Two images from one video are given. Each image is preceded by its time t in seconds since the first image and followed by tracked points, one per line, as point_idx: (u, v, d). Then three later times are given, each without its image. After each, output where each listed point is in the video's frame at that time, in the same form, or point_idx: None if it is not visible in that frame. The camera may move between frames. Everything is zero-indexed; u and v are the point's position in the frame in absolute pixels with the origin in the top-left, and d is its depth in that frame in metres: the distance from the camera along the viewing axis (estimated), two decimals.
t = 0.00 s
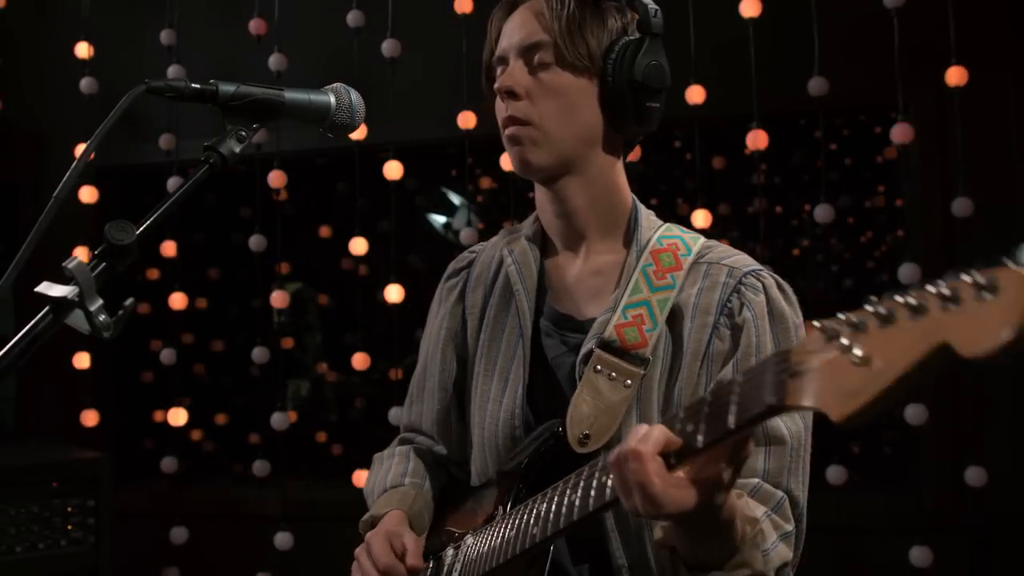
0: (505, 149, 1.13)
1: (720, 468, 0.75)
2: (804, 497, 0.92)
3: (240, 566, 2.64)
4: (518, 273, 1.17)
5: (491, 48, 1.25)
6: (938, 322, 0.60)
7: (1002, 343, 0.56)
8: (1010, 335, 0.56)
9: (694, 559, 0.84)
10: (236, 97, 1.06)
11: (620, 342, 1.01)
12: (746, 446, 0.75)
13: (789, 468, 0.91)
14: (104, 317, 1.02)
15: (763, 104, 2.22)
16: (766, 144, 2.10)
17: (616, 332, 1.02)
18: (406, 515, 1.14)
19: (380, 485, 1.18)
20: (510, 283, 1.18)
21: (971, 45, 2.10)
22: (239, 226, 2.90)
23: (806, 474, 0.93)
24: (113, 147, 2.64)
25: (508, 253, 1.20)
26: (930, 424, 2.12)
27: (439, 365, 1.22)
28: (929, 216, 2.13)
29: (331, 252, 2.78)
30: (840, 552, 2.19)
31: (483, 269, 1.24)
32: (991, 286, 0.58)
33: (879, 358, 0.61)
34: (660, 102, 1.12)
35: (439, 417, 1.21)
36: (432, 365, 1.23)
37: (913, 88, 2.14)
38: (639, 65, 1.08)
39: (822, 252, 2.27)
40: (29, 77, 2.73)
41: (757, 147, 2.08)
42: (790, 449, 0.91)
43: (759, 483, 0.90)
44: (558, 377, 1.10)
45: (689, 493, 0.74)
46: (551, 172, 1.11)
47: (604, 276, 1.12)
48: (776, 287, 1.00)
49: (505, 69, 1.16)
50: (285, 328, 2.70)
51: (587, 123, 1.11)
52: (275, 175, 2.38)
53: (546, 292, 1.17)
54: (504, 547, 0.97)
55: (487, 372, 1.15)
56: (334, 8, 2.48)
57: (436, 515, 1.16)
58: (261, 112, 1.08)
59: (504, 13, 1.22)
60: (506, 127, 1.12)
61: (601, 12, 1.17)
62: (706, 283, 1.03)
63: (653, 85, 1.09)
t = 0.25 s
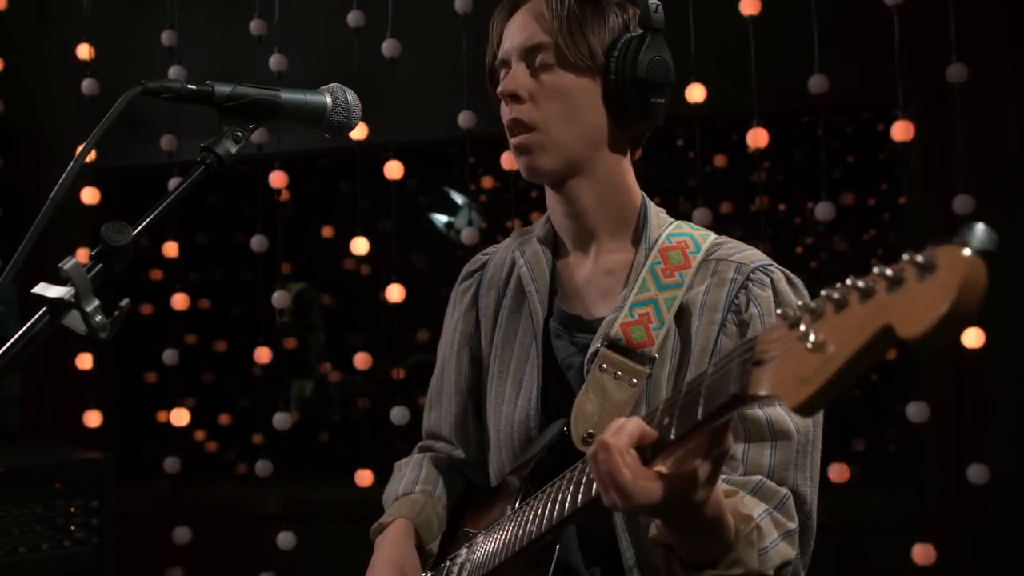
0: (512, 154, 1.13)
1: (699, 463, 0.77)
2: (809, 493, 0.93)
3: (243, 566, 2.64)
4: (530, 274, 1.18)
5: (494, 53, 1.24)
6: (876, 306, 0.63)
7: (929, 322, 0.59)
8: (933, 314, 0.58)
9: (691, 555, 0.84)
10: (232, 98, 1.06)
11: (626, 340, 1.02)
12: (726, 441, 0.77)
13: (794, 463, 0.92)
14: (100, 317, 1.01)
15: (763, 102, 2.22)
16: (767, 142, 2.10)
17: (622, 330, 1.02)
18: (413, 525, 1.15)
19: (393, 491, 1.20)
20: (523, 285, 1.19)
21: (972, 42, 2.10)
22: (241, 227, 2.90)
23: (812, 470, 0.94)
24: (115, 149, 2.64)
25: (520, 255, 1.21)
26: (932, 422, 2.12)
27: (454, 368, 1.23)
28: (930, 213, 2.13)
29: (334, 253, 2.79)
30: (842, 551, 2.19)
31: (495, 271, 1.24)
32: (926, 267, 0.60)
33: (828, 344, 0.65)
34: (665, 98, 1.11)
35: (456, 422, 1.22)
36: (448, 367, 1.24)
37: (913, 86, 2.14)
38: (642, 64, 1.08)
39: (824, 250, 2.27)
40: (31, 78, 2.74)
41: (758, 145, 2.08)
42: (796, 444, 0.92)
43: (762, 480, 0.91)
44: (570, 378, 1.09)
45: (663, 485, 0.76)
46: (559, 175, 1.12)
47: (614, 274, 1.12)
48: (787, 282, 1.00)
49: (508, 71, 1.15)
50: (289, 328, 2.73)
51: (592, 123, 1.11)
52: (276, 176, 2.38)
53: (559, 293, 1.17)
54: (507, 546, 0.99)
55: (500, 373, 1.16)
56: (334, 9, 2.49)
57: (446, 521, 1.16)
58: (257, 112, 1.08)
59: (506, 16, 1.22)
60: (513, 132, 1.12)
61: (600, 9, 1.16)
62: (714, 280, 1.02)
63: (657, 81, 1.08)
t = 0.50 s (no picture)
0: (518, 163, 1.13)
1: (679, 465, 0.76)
2: (812, 496, 0.93)
3: (248, 566, 2.65)
4: (540, 278, 1.19)
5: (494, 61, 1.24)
6: (832, 308, 0.60)
7: (885, 326, 0.56)
8: (888, 317, 0.55)
9: (685, 556, 0.84)
10: (229, 99, 1.07)
11: (632, 342, 1.02)
12: (708, 444, 0.76)
13: (797, 465, 0.91)
14: (97, 319, 1.02)
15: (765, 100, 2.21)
16: (770, 140, 2.10)
17: (628, 332, 1.02)
18: (419, 542, 1.16)
19: (407, 504, 1.22)
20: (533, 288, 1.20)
21: (975, 40, 2.10)
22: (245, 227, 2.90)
23: (817, 473, 0.94)
24: (118, 149, 2.65)
25: (531, 259, 1.21)
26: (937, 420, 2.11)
27: (469, 371, 1.24)
28: (934, 211, 2.12)
29: (337, 253, 2.79)
30: (847, 550, 2.18)
31: (509, 274, 1.25)
32: (879, 268, 0.57)
33: (788, 346, 0.63)
34: (668, 96, 1.09)
35: (471, 424, 1.23)
36: (464, 369, 1.25)
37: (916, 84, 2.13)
38: (639, 63, 1.06)
39: (828, 249, 2.27)
40: (34, 80, 2.74)
41: (759, 143, 2.08)
42: (800, 447, 0.91)
43: (764, 483, 0.90)
44: (576, 380, 1.10)
45: (643, 488, 0.74)
46: (565, 181, 1.11)
47: (623, 277, 1.12)
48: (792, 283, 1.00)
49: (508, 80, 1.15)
50: (293, 327, 2.76)
51: (594, 128, 1.10)
52: (278, 177, 2.39)
53: (568, 296, 1.17)
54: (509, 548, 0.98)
55: (511, 376, 1.16)
56: (336, 9, 2.49)
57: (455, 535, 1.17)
58: (254, 114, 1.09)
59: (504, 24, 1.21)
60: (515, 141, 1.12)
61: (596, 12, 1.15)
62: (720, 281, 1.02)
63: (655, 81, 1.07)
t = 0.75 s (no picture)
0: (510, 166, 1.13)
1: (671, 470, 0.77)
2: (808, 496, 0.92)
3: (251, 566, 2.65)
4: (536, 277, 1.20)
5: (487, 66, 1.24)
6: (821, 319, 0.61)
7: (871, 339, 0.57)
8: (875, 331, 0.57)
9: (679, 558, 0.84)
10: (226, 100, 1.07)
11: (626, 342, 1.02)
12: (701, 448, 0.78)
13: (791, 464, 0.91)
14: (94, 319, 1.03)
15: (767, 100, 2.21)
16: (772, 139, 2.09)
17: (622, 332, 1.02)
18: (411, 516, 1.19)
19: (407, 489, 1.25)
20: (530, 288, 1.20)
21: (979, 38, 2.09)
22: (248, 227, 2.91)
23: (812, 473, 0.93)
24: (121, 150, 2.66)
25: (527, 260, 1.23)
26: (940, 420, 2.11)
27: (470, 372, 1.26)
28: (938, 210, 2.12)
29: (341, 252, 2.79)
30: (850, 550, 2.18)
31: (506, 275, 1.26)
32: (868, 280, 0.58)
33: (778, 356, 0.65)
34: (657, 94, 1.09)
35: (469, 422, 1.24)
36: (464, 369, 1.27)
37: (919, 83, 2.13)
38: (626, 62, 1.06)
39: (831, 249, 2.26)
40: (38, 81, 2.75)
41: (761, 143, 2.08)
42: (794, 447, 0.91)
43: (758, 484, 0.90)
44: (570, 377, 1.10)
45: (634, 492, 0.76)
46: (557, 182, 1.11)
47: (616, 276, 1.12)
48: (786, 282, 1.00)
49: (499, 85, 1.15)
50: (297, 327, 2.76)
51: (583, 128, 1.10)
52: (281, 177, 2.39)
53: (563, 296, 1.18)
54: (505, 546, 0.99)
55: (508, 374, 1.17)
56: (339, 9, 2.49)
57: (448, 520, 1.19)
58: (253, 115, 1.09)
59: (495, 30, 1.22)
60: (507, 144, 1.12)
61: (585, 14, 1.15)
62: (713, 280, 1.02)
63: (644, 79, 1.06)
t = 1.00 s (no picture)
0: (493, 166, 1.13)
1: (648, 459, 0.77)
2: (784, 491, 0.92)
3: (257, 566, 2.66)
4: (516, 275, 1.19)
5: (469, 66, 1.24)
6: (796, 300, 0.61)
7: (847, 316, 0.57)
8: (850, 308, 0.57)
9: (654, 552, 0.84)
10: (226, 101, 1.08)
11: (605, 339, 1.02)
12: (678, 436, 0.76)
13: (769, 460, 0.91)
14: (94, 320, 1.03)
15: (771, 99, 2.21)
16: (776, 138, 2.09)
17: (601, 329, 1.02)
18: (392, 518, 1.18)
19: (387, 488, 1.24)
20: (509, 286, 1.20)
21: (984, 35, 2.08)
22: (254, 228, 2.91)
23: (788, 468, 0.93)
24: (126, 151, 2.67)
25: (508, 258, 1.22)
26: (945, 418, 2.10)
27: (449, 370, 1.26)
28: (943, 208, 2.11)
29: (346, 252, 2.79)
30: (856, 549, 2.18)
31: (484, 274, 1.26)
32: (843, 261, 0.58)
33: (755, 339, 0.64)
34: (640, 96, 1.09)
35: (448, 420, 1.24)
36: (444, 368, 1.26)
37: (925, 81, 2.12)
38: (610, 64, 1.06)
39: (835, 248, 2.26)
40: (43, 83, 2.76)
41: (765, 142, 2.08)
42: (771, 444, 0.91)
43: (734, 479, 0.89)
44: (548, 375, 1.09)
45: (612, 481, 0.75)
46: (540, 183, 1.11)
47: (596, 274, 1.12)
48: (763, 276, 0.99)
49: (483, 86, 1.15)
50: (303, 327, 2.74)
51: (566, 128, 1.10)
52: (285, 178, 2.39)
53: (543, 293, 1.18)
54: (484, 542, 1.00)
55: (486, 372, 1.16)
56: (343, 9, 2.49)
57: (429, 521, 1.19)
58: (252, 115, 1.10)
59: (478, 30, 1.22)
60: (490, 145, 1.12)
61: (568, 16, 1.15)
62: (692, 278, 1.02)
63: (627, 80, 1.06)
